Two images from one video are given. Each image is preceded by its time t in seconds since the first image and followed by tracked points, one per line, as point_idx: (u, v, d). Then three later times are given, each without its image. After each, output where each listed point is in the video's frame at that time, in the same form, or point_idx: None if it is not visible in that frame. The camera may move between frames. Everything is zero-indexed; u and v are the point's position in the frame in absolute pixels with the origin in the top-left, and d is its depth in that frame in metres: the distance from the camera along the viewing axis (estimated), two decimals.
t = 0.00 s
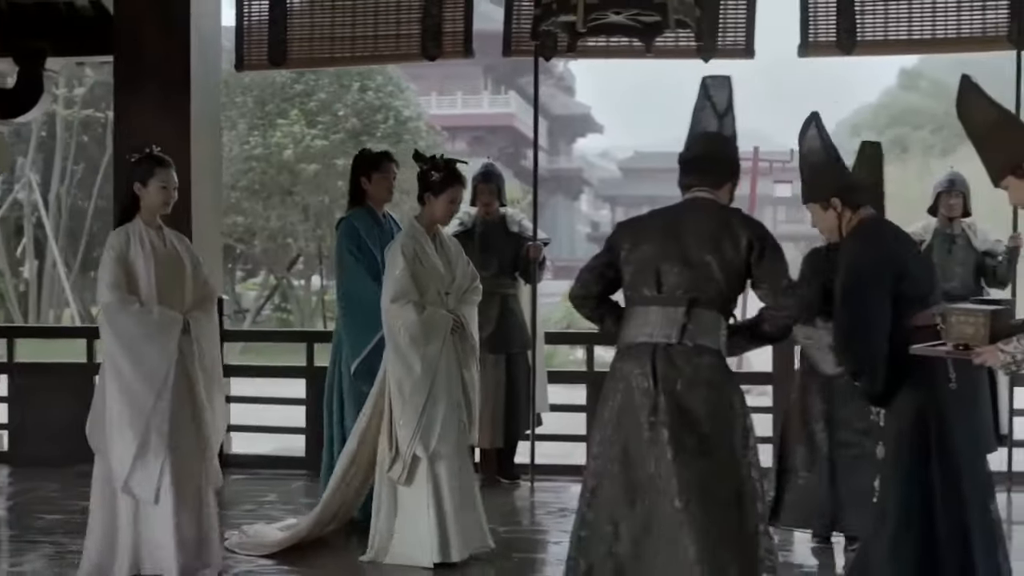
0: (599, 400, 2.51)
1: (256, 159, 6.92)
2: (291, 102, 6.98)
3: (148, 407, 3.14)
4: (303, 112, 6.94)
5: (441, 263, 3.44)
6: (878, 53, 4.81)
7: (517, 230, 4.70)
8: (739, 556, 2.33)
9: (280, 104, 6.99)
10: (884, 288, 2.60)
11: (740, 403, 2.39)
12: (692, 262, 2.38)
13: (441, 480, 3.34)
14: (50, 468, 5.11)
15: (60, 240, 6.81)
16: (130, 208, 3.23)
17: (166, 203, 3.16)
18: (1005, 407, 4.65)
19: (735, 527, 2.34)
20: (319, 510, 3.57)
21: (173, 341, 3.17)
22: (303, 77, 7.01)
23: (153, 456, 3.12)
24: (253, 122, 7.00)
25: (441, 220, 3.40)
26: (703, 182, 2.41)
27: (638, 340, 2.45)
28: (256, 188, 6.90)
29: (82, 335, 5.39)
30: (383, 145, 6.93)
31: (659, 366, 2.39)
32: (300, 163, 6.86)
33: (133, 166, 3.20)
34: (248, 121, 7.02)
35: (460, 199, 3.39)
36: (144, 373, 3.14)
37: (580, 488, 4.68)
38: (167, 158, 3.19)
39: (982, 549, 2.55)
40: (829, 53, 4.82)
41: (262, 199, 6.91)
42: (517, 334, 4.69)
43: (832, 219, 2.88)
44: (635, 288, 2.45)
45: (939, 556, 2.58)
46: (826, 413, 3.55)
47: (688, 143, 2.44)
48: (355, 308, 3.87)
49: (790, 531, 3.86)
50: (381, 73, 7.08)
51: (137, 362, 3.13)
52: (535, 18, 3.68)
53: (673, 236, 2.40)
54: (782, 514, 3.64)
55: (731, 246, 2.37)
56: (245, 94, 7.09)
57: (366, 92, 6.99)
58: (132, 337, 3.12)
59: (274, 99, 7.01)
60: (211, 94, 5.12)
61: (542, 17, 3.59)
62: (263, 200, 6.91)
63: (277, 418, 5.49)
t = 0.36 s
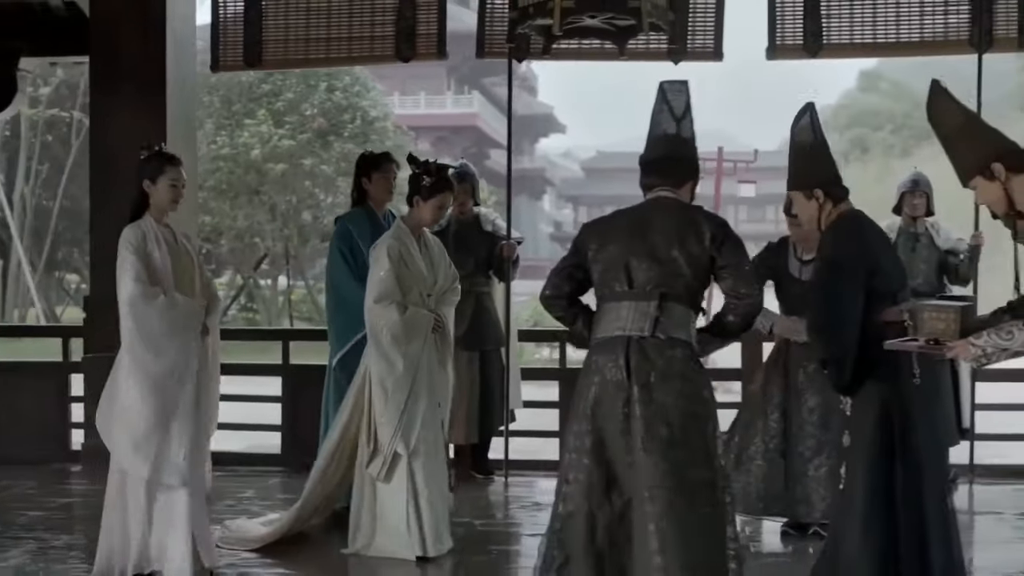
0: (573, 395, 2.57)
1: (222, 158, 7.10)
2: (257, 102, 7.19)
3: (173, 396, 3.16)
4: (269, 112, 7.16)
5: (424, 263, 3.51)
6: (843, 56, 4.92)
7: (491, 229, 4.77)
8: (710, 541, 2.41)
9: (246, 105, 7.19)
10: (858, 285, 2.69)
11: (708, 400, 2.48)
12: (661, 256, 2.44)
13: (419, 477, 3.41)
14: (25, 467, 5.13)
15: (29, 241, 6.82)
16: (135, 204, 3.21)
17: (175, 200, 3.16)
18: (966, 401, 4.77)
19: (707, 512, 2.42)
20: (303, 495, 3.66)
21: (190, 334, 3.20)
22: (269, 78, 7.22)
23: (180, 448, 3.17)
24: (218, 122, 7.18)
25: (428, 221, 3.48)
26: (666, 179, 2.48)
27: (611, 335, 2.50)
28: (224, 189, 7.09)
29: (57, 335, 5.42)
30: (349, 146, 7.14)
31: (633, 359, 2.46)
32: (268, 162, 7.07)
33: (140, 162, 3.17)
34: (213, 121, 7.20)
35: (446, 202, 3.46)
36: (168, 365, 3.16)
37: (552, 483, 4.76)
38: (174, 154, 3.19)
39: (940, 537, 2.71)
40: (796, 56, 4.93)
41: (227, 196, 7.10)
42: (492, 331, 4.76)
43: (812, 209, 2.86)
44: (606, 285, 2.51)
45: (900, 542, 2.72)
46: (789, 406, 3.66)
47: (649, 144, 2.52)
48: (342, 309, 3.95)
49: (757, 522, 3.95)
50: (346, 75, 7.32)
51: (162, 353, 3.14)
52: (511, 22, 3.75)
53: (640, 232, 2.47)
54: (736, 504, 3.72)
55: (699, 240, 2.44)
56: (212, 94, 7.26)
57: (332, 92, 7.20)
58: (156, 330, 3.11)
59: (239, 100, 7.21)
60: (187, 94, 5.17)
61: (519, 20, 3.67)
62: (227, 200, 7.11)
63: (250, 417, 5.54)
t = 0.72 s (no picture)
0: (556, 393, 2.63)
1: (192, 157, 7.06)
2: (229, 102, 7.22)
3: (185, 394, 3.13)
4: (241, 112, 7.20)
5: (406, 266, 3.57)
6: (815, 61, 5.01)
7: (468, 229, 4.84)
8: (684, 539, 2.46)
9: (216, 104, 7.21)
10: (834, 285, 2.76)
11: (685, 400, 2.54)
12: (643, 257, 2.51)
13: (398, 479, 3.47)
14: None
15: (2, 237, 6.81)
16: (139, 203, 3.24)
17: (177, 201, 3.18)
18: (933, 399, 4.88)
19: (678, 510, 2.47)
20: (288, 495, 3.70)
21: (201, 331, 3.20)
22: (240, 79, 7.27)
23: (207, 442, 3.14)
24: (188, 121, 7.16)
25: (408, 225, 3.54)
26: (645, 182, 2.54)
27: (593, 334, 2.56)
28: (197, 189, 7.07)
29: (33, 332, 5.44)
30: (321, 147, 7.23)
31: (614, 357, 2.52)
32: (238, 162, 7.09)
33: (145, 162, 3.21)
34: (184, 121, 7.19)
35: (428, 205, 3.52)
36: (186, 360, 3.15)
37: (527, 480, 4.83)
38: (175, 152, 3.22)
39: (901, 526, 2.86)
40: (768, 61, 5.02)
41: (199, 195, 7.06)
42: (469, 330, 4.83)
43: (797, 204, 2.91)
44: (589, 284, 2.58)
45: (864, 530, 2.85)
46: (762, 405, 3.74)
47: (629, 146, 2.58)
48: (324, 307, 3.99)
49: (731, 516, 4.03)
50: (316, 77, 7.44)
51: (178, 348, 3.14)
52: (490, 25, 3.82)
53: (622, 235, 2.53)
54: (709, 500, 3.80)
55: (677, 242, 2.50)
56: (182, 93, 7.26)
57: (304, 92, 7.30)
58: (163, 327, 3.12)
59: (210, 99, 7.23)
60: (166, 92, 5.21)
61: (500, 24, 3.74)
62: (199, 198, 7.09)
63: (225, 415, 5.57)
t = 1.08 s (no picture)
0: (539, 387, 2.69)
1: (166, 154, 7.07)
2: (201, 100, 7.23)
3: (171, 397, 3.19)
4: (213, 110, 7.20)
5: (386, 265, 3.62)
6: (786, 62, 5.09)
7: (445, 228, 4.88)
8: (665, 530, 2.52)
9: (188, 102, 7.21)
10: (813, 276, 2.93)
11: (665, 393, 2.60)
12: (624, 254, 2.57)
13: (380, 475, 3.52)
14: None
15: None
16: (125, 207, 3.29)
17: (166, 206, 3.24)
18: (901, 394, 4.96)
19: (658, 502, 2.53)
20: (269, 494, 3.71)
21: (186, 336, 3.26)
22: (212, 76, 7.27)
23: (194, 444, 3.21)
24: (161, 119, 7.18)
25: (388, 224, 3.58)
26: (625, 179, 2.60)
27: (575, 329, 2.62)
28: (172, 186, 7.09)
29: (10, 330, 5.44)
30: (294, 146, 7.25)
31: (595, 352, 2.58)
32: (209, 161, 7.09)
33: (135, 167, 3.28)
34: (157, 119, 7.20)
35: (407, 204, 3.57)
36: (173, 363, 3.22)
37: (503, 475, 4.88)
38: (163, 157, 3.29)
39: (860, 519, 3.01)
40: (740, 61, 5.09)
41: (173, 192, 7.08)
42: (445, 327, 4.88)
43: (782, 196, 3.07)
44: (572, 280, 2.64)
45: (826, 525, 3.00)
46: (737, 401, 3.80)
47: (609, 145, 2.64)
48: (310, 303, 4.01)
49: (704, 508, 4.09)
50: (288, 75, 7.44)
51: (166, 351, 3.21)
52: (468, 25, 3.87)
53: (603, 232, 2.59)
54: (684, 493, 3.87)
55: (657, 240, 2.56)
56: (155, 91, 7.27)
57: (275, 90, 7.30)
58: (150, 332, 3.18)
59: (182, 97, 7.23)
60: (143, 90, 5.23)
61: (478, 24, 3.77)
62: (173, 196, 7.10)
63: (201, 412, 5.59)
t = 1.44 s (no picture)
0: (533, 384, 2.73)
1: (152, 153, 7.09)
2: (187, 98, 7.24)
3: (160, 410, 3.22)
4: (200, 108, 7.21)
5: (382, 264, 3.66)
6: (772, 62, 5.14)
7: (434, 226, 4.93)
8: (656, 524, 2.57)
9: (175, 100, 7.23)
10: (801, 274, 2.98)
11: (655, 389, 2.65)
12: (616, 254, 2.61)
13: (377, 470, 3.57)
14: None
15: None
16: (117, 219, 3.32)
17: (159, 220, 3.28)
18: (885, 391, 5.02)
19: (649, 496, 2.57)
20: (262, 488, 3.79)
21: (175, 348, 3.30)
22: (198, 75, 7.28)
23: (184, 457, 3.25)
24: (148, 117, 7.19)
25: (380, 222, 3.63)
26: (617, 179, 2.64)
27: (568, 326, 2.66)
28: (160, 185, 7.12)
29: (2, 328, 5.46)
30: (280, 143, 7.27)
31: (588, 349, 2.62)
32: (195, 159, 7.12)
33: (131, 180, 3.31)
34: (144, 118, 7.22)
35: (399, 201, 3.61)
36: (165, 377, 3.26)
37: (492, 472, 4.92)
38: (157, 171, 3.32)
39: (845, 517, 3.05)
40: (727, 61, 5.14)
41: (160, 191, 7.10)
42: (434, 323, 4.92)
43: (771, 195, 3.12)
44: (564, 278, 2.68)
45: (811, 522, 3.05)
46: (726, 397, 3.85)
47: (600, 146, 2.69)
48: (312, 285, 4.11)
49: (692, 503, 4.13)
50: (274, 73, 7.45)
51: (157, 366, 3.25)
52: (458, 26, 3.91)
53: (596, 232, 2.63)
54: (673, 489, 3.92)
55: (649, 239, 2.61)
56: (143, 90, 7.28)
57: (262, 88, 7.31)
58: (141, 346, 3.21)
59: (169, 96, 7.25)
60: (134, 89, 5.26)
61: (469, 25, 3.81)
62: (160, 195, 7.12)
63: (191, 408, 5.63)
